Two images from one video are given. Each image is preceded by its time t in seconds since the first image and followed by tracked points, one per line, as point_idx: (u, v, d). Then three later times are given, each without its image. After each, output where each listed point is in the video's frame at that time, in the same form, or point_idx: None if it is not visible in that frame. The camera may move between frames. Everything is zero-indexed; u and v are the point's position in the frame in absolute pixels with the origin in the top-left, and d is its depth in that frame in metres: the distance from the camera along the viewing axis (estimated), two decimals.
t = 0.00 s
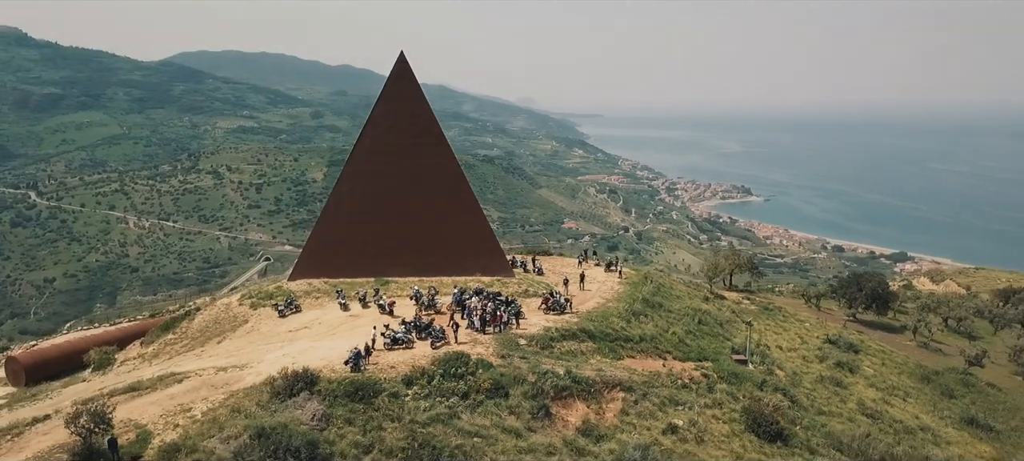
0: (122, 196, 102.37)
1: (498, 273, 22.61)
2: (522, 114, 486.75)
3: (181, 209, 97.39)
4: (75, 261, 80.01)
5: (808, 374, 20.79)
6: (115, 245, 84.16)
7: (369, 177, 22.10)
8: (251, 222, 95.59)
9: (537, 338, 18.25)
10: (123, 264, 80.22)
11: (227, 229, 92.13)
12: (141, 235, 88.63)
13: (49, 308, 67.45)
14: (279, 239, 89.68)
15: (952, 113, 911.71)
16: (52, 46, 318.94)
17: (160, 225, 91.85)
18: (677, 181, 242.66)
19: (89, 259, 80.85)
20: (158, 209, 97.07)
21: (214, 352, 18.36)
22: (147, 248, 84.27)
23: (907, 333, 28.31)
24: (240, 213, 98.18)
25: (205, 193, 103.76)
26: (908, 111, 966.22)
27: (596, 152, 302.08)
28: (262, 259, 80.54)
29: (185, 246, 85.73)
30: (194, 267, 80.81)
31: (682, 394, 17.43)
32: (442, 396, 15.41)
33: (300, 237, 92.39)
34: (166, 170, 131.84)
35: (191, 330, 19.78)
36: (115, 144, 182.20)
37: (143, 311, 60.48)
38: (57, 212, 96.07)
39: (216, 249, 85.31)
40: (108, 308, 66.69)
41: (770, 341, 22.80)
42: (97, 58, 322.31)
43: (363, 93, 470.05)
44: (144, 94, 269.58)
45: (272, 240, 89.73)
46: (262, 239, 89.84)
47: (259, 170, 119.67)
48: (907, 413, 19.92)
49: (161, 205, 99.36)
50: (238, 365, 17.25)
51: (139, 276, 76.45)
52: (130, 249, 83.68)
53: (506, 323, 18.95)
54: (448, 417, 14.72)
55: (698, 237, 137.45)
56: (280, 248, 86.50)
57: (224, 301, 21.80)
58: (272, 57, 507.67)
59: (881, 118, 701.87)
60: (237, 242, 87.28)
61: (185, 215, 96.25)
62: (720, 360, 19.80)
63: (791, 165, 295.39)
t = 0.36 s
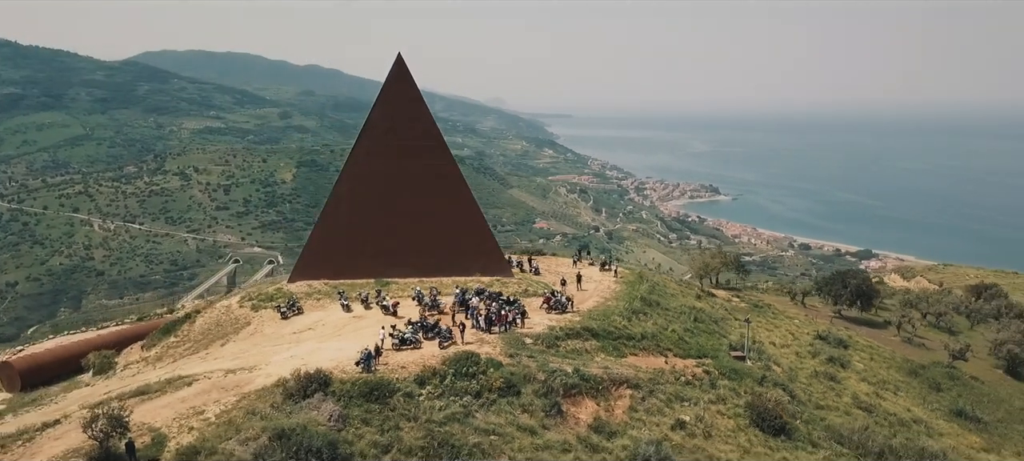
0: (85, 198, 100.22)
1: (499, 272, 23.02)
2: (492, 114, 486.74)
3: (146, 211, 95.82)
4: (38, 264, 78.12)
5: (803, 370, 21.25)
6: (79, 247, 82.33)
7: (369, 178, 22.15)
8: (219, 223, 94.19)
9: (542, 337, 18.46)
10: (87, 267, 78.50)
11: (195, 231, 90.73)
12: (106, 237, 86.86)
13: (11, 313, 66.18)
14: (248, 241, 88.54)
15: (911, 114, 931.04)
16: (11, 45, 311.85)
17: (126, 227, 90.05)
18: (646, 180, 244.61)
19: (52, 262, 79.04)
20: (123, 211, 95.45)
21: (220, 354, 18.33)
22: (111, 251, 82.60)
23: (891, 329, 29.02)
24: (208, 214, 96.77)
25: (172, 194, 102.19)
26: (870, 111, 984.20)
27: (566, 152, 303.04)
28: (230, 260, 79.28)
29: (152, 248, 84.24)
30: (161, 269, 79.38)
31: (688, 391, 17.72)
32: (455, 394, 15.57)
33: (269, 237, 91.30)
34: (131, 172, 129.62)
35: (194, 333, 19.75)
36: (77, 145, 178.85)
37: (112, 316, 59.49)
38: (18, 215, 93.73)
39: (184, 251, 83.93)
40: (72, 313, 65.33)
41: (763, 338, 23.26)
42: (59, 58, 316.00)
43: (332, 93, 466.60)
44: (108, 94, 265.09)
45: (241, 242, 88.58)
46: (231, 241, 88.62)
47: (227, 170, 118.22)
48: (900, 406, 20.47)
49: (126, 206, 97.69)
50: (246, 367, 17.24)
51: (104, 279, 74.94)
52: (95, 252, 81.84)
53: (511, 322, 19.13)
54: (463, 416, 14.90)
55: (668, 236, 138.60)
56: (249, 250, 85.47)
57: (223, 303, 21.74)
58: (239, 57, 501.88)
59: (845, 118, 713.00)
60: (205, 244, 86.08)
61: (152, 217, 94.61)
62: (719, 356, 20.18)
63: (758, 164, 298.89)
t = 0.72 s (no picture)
0: (47, 201, 97.93)
1: (497, 273, 23.36)
2: (461, 114, 485.50)
3: (110, 213, 93.89)
4: None
5: (798, 365, 21.75)
6: (41, 250, 80.31)
7: (370, 179, 22.38)
8: (186, 225, 92.67)
9: (549, 336, 18.69)
10: (48, 270, 76.59)
11: (161, 233, 89.12)
12: (68, 239, 84.89)
13: None
14: (215, 242, 87.19)
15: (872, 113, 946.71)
16: None
17: (89, 229, 88.08)
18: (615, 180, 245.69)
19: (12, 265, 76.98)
20: (86, 213, 93.44)
21: (227, 356, 18.26)
22: (74, 254, 80.69)
23: (875, 325, 29.80)
24: (174, 216, 95.16)
25: (136, 196, 100.31)
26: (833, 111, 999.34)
27: (535, 152, 303.41)
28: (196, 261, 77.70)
29: (116, 251, 82.51)
30: (126, 272, 77.84)
31: (692, 387, 18.08)
32: (469, 393, 15.74)
33: (238, 239, 90.10)
34: (93, 173, 127.02)
35: (197, 336, 19.68)
36: (37, 146, 174.89)
37: (79, 321, 58.31)
38: None
39: (150, 253, 82.35)
40: (34, 317, 63.82)
41: (757, 334, 23.73)
42: (16, 56, 308.69)
43: (298, 93, 461.82)
44: (68, 94, 259.52)
45: (208, 244, 87.21)
46: (197, 243, 87.19)
47: (193, 172, 116.49)
48: (892, 399, 21.05)
49: (89, 208, 95.67)
50: (256, 369, 17.23)
51: (67, 282, 73.24)
52: (57, 255, 79.69)
53: (516, 322, 19.33)
54: (480, 414, 15.07)
55: (638, 235, 139.53)
56: (217, 252, 84.26)
57: (224, 305, 21.71)
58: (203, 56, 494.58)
59: (808, 117, 724.11)
60: (171, 246, 84.45)
61: (116, 218, 92.70)
62: (720, 353, 20.61)
63: (724, 163, 301.89)
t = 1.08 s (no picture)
0: (11, 203, 95.86)
1: (499, 273, 23.53)
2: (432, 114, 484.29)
3: (76, 214, 92.13)
4: None
5: (796, 361, 22.21)
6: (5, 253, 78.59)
7: (370, 181, 22.58)
8: (155, 226, 91.29)
9: (557, 335, 18.93)
10: (13, 274, 74.97)
11: (129, 235, 87.68)
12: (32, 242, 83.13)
13: None
14: (185, 244, 86.07)
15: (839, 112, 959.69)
16: None
17: (54, 232, 86.33)
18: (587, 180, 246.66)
19: None
20: (51, 215, 91.61)
21: (236, 359, 18.25)
22: (39, 257, 79.02)
23: (862, 321, 30.56)
24: (143, 217, 93.71)
25: (103, 197, 98.64)
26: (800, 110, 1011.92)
27: (507, 152, 303.43)
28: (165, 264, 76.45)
29: (83, 254, 81.03)
30: (94, 276, 76.51)
31: (699, 383, 18.41)
32: (485, 393, 15.93)
33: (209, 240, 89.06)
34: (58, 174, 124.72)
35: (203, 338, 19.62)
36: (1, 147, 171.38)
37: (48, 328, 57.45)
38: None
39: (118, 256, 80.99)
40: None
41: (754, 331, 24.17)
42: None
43: (267, 92, 457.49)
44: (31, 94, 254.46)
45: (178, 246, 86.07)
46: (167, 245, 86.00)
47: (162, 173, 114.90)
48: (887, 393, 21.60)
49: (55, 210, 93.82)
50: (269, 371, 17.26)
51: (33, 286, 71.79)
52: (22, 258, 78.05)
53: (524, 322, 19.51)
54: (499, 412, 15.25)
55: (611, 234, 140.35)
56: (187, 254, 83.23)
57: (227, 308, 21.67)
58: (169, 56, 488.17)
59: (776, 117, 732.15)
60: (140, 249, 83.17)
61: (82, 220, 90.97)
62: (721, 350, 20.99)
63: (695, 162, 304.43)
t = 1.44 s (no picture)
0: None
1: (503, 273, 24.80)
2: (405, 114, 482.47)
3: (42, 216, 90.50)
4: None
5: (795, 357, 22.71)
6: None
7: (376, 183, 23.21)
8: (124, 228, 90.01)
9: (568, 334, 19.19)
10: None
11: (98, 237, 86.40)
12: None
13: None
14: (156, 247, 85.02)
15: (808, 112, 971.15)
16: None
17: (19, 234, 84.75)
18: (561, 180, 247.35)
19: None
20: (16, 217, 89.85)
21: (250, 361, 18.29)
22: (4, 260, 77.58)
23: (852, 318, 31.27)
24: (112, 219, 92.34)
25: (71, 199, 97.00)
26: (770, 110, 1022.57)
27: (480, 152, 303.09)
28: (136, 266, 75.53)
29: (50, 257, 79.70)
30: (62, 279, 75.28)
31: (708, 380, 18.77)
32: (504, 392, 16.10)
33: (179, 243, 88.07)
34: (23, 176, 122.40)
35: (214, 341, 19.65)
36: None
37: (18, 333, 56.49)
38: None
39: (86, 259, 79.80)
40: None
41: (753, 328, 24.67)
42: None
43: (237, 93, 452.84)
44: None
45: (148, 248, 85.01)
46: (137, 248, 84.89)
47: (131, 174, 113.23)
48: (885, 388, 22.16)
49: (20, 211, 92.02)
50: (286, 372, 17.31)
51: None
52: None
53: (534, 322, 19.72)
54: (520, 411, 15.44)
55: (585, 234, 140.86)
56: (158, 257, 82.23)
57: (235, 309, 21.74)
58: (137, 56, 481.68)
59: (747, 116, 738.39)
60: (109, 251, 81.96)
61: (49, 222, 89.39)
62: (726, 346, 21.42)
63: (667, 162, 306.47)
